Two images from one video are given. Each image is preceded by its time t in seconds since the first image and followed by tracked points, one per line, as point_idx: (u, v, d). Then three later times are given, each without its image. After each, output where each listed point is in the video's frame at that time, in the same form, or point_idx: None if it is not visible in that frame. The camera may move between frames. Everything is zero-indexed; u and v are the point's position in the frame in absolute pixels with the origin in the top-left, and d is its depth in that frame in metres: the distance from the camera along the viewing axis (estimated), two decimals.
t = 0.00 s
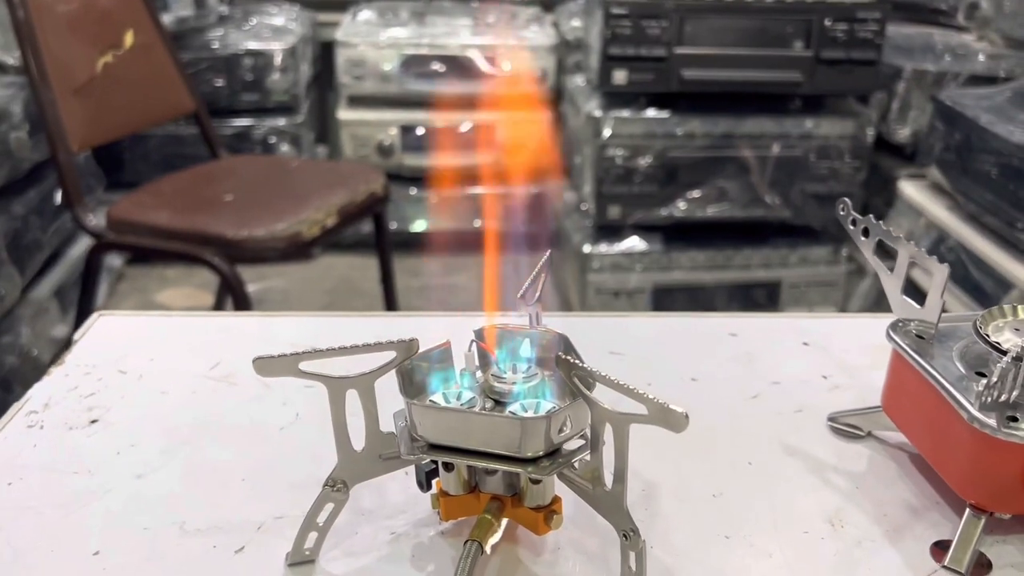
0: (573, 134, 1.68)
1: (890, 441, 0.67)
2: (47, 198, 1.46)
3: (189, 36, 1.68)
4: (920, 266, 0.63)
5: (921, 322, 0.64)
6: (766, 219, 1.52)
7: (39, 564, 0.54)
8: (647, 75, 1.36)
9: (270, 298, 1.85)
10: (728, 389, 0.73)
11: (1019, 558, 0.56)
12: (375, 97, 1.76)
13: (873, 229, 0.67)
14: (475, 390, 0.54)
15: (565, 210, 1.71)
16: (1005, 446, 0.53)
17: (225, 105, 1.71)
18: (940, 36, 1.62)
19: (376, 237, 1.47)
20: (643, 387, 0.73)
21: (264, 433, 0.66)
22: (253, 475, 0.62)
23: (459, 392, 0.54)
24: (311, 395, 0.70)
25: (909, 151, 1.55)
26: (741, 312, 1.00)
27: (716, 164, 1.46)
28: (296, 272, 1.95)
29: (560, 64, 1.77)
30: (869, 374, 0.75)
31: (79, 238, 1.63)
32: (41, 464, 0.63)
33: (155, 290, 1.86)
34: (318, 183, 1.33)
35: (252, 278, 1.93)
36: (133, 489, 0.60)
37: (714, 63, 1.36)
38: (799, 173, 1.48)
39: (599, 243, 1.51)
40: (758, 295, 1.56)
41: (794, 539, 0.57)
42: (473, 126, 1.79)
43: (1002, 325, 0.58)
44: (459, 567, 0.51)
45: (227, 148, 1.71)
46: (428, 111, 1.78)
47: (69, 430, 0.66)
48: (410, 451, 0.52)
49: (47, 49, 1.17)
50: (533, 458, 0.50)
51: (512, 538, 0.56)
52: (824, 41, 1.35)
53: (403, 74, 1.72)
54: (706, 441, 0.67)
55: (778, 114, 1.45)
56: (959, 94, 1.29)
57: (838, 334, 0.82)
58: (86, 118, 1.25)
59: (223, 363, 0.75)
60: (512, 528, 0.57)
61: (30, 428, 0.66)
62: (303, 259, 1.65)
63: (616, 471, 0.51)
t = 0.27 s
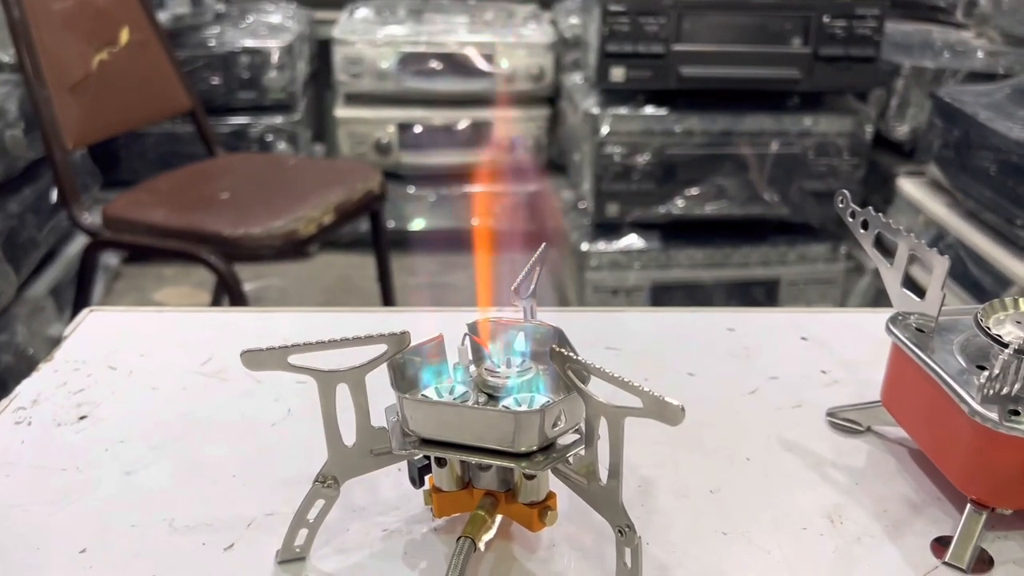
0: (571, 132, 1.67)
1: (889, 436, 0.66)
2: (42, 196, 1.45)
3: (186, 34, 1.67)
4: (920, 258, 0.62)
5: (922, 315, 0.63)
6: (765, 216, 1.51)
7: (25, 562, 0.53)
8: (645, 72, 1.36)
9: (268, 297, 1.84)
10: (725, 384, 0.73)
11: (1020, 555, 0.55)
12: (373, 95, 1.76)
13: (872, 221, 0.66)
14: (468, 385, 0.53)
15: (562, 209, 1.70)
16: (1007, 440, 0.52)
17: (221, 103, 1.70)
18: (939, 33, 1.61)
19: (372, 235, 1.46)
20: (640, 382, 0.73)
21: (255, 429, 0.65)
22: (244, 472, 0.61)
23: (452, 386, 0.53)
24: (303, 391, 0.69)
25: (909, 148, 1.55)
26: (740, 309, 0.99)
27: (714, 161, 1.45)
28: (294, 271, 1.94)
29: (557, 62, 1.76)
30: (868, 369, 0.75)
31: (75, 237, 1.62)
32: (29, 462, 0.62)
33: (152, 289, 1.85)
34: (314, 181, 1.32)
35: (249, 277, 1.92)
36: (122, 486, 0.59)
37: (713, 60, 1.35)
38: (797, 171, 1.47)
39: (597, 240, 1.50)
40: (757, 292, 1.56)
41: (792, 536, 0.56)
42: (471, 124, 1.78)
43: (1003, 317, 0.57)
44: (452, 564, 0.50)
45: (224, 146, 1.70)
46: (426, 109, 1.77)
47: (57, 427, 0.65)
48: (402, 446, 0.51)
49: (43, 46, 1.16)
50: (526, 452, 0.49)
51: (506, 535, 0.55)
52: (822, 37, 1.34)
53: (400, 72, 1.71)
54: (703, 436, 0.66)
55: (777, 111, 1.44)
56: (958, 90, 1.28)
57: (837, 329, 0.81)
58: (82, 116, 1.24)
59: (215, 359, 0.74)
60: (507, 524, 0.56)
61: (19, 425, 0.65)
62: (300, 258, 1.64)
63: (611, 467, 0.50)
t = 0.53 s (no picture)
0: (569, 132, 1.68)
1: (884, 438, 0.67)
2: (41, 197, 1.46)
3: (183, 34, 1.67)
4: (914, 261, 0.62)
5: (916, 317, 0.63)
6: (762, 216, 1.51)
7: (26, 564, 0.53)
8: (642, 72, 1.36)
9: (266, 297, 1.85)
10: (721, 385, 0.73)
11: (1014, 555, 0.55)
12: (371, 95, 1.76)
13: (867, 224, 0.66)
14: (465, 388, 0.53)
15: (560, 209, 1.70)
16: (1000, 442, 0.53)
17: (219, 104, 1.70)
18: (936, 33, 1.61)
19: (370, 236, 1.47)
20: (636, 384, 0.73)
21: (254, 432, 0.65)
22: (242, 474, 0.61)
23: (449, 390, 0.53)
24: (301, 393, 0.70)
25: (905, 147, 1.55)
26: (736, 309, 1.00)
27: (712, 162, 1.45)
28: (292, 271, 1.95)
29: (555, 62, 1.76)
30: (863, 370, 0.75)
31: (73, 238, 1.62)
32: (28, 464, 0.62)
33: (151, 289, 1.85)
34: (312, 182, 1.33)
35: (247, 277, 1.92)
36: (121, 488, 0.60)
37: (710, 61, 1.35)
38: (795, 170, 1.47)
39: (595, 240, 1.50)
40: (755, 292, 1.56)
41: (788, 537, 0.57)
42: (469, 125, 1.78)
43: (996, 320, 0.58)
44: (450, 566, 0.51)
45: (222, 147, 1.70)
46: (424, 109, 1.78)
47: (57, 429, 0.66)
48: (399, 449, 0.51)
49: (41, 48, 1.16)
50: (523, 455, 0.49)
51: (503, 537, 0.56)
52: (819, 37, 1.35)
53: (398, 72, 1.71)
54: (699, 438, 0.67)
55: (774, 111, 1.45)
56: (955, 90, 1.29)
57: (833, 330, 0.81)
58: (80, 117, 1.24)
59: (213, 361, 0.75)
60: (504, 526, 0.57)
61: (18, 428, 0.66)
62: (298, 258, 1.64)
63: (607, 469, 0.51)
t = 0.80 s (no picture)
0: (568, 132, 1.68)
1: (883, 438, 0.67)
2: (39, 198, 1.46)
3: (182, 35, 1.67)
4: (913, 262, 0.62)
5: (915, 318, 0.63)
6: (761, 216, 1.52)
7: (28, 565, 0.53)
8: (641, 73, 1.36)
9: (265, 297, 1.85)
10: (721, 386, 0.73)
11: (1013, 554, 0.56)
12: (369, 95, 1.76)
13: (866, 225, 0.66)
14: (466, 389, 0.53)
15: (559, 209, 1.70)
16: (999, 442, 0.53)
17: (218, 104, 1.70)
18: (934, 33, 1.62)
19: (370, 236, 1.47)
20: (636, 385, 0.73)
21: (255, 432, 0.66)
22: (243, 475, 0.61)
23: (450, 391, 0.53)
24: (302, 394, 0.70)
25: (903, 147, 1.55)
26: (735, 310, 1.00)
27: (711, 162, 1.46)
28: (291, 271, 1.95)
29: (554, 62, 1.76)
30: (862, 371, 0.75)
31: (72, 238, 1.62)
32: (30, 465, 0.62)
33: (150, 290, 1.85)
34: (311, 182, 1.33)
35: (246, 278, 1.92)
36: (124, 489, 0.60)
37: (708, 61, 1.36)
38: (793, 170, 1.47)
39: (594, 241, 1.50)
40: (754, 292, 1.56)
41: (788, 537, 0.57)
42: (468, 125, 1.78)
43: (995, 320, 0.58)
44: (452, 566, 0.51)
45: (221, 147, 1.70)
46: (423, 109, 1.78)
47: (58, 431, 0.66)
48: (401, 450, 0.52)
49: (40, 49, 1.16)
50: (524, 456, 0.49)
51: (504, 537, 0.56)
52: (817, 37, 1.35)
53: (397, 72, 1.71)
54: (700, 438, 0.67)
55: (773, 111, 1.45)
56: (953, 90, 1.29)
57: (831, 331, 0.82)
58: (79, 117, 1.25)
59: (214, 362, 0.75)
60: (505, 527, 0.57)
61: (20, 429, 0.66)
62: (298, 258, 1.64)
63: (607, 469, 0.51)
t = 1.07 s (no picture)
0: (565, 133, 1.68)
1: (878, 438, 0.67)
2: (37, 199, 1.45)
3: (179, 35, 1.67)
4: (908, 263, 0.62)
5: (909, 319, 0.63)
6: (758, 217, 1.52)
7: (23, 567, 0.53)
8: (639, 73, 1.36)
9: (262, 298, 1.85)
10: (717, 387, 0.73)
11: (1007, 555, 0.56)
12: (367, 96, 1.76)
13: (861, 226, 0.66)
14: (461, 390, 0.54)
15: (557, 209, 1.70)
16: (993, 443, 0.53)
17: (216, 105, 1.70)
18: (931, 33, 1.62)
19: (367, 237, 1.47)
20: (632, 385, 0.73)
21: (251, 434, 0.66)
22: (239, 476, 0.61)
23: (445, 392, 0.53)
24: (298, 395, 0.70)
25: (901, 147, 1.56)
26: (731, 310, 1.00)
27: (708, 162, 1.46)
28: (288, 272, 1.95)
29: (551, 62, 1.76)
30: (858, 371, 0.76)
31: (69, 239, 1.62)
32: (27, 467, 0.62)
33: (147, 291, 1.85)
34: (308, 183, 1.33)
35: (244, 278, 1.92)
36: (120, 491, 0.60)
37: (705, 61, 1.36)
38: (791, 171, 1.47)
39: (591, 241, 1.50)
40: (751, 292, 1.56)
41: (783, 538, 0.57)
42: (466, 125, 1.78)
43: (989, 321, 0.58)
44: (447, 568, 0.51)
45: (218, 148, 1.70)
46: (421, 110, 1.78)
47: (55, 432, 0.66)
48: (396, 452, 0.52)
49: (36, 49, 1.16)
50: (519, 458, 0.49)
51: (500, 539, 0.56)
52: (815, 38, 1.35)
53: (395, 73, 1.71)
54: (695, 439, 0.67)
55: (770, 112, 1.45)
56: (950, 90, 1.29)
57: (828, 331, 0.82)
58: (75, 118, 1.25)
59: (210, 364, 0.75)
60: (501, 528, 0.57)
61: (16, 431, 0.66)
62: (296, 258, 1.64)
63: (602, 471, 0.51)
